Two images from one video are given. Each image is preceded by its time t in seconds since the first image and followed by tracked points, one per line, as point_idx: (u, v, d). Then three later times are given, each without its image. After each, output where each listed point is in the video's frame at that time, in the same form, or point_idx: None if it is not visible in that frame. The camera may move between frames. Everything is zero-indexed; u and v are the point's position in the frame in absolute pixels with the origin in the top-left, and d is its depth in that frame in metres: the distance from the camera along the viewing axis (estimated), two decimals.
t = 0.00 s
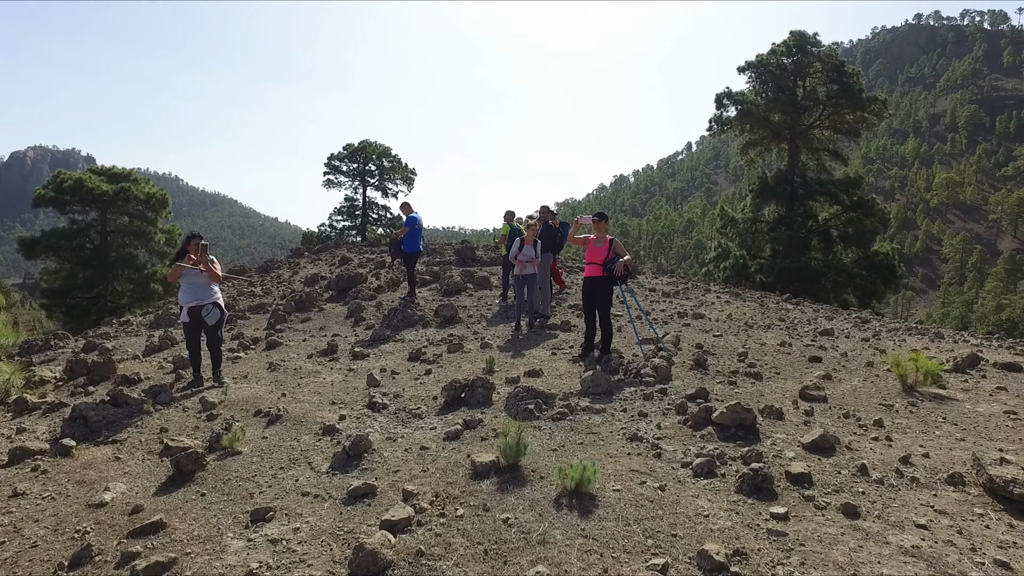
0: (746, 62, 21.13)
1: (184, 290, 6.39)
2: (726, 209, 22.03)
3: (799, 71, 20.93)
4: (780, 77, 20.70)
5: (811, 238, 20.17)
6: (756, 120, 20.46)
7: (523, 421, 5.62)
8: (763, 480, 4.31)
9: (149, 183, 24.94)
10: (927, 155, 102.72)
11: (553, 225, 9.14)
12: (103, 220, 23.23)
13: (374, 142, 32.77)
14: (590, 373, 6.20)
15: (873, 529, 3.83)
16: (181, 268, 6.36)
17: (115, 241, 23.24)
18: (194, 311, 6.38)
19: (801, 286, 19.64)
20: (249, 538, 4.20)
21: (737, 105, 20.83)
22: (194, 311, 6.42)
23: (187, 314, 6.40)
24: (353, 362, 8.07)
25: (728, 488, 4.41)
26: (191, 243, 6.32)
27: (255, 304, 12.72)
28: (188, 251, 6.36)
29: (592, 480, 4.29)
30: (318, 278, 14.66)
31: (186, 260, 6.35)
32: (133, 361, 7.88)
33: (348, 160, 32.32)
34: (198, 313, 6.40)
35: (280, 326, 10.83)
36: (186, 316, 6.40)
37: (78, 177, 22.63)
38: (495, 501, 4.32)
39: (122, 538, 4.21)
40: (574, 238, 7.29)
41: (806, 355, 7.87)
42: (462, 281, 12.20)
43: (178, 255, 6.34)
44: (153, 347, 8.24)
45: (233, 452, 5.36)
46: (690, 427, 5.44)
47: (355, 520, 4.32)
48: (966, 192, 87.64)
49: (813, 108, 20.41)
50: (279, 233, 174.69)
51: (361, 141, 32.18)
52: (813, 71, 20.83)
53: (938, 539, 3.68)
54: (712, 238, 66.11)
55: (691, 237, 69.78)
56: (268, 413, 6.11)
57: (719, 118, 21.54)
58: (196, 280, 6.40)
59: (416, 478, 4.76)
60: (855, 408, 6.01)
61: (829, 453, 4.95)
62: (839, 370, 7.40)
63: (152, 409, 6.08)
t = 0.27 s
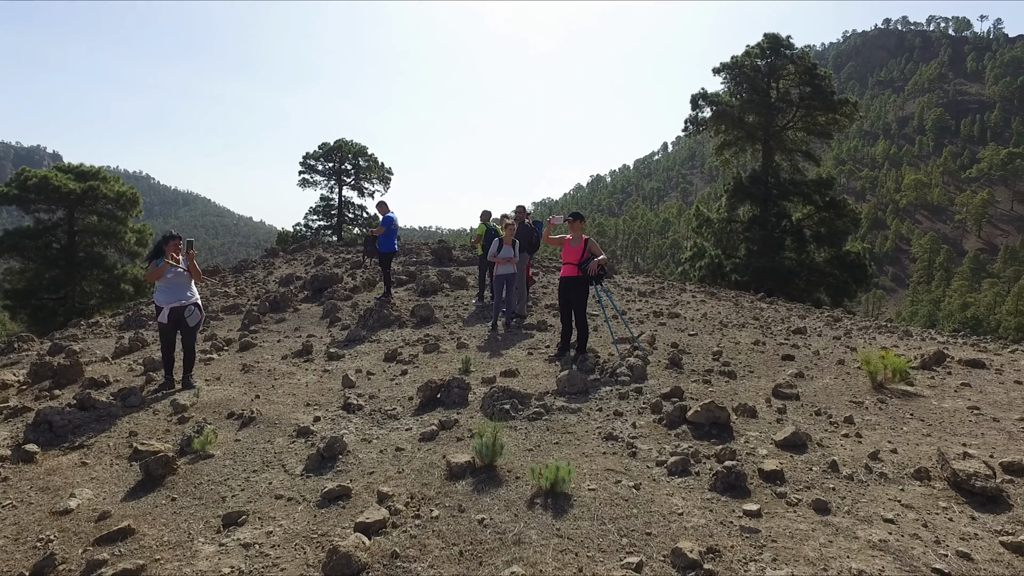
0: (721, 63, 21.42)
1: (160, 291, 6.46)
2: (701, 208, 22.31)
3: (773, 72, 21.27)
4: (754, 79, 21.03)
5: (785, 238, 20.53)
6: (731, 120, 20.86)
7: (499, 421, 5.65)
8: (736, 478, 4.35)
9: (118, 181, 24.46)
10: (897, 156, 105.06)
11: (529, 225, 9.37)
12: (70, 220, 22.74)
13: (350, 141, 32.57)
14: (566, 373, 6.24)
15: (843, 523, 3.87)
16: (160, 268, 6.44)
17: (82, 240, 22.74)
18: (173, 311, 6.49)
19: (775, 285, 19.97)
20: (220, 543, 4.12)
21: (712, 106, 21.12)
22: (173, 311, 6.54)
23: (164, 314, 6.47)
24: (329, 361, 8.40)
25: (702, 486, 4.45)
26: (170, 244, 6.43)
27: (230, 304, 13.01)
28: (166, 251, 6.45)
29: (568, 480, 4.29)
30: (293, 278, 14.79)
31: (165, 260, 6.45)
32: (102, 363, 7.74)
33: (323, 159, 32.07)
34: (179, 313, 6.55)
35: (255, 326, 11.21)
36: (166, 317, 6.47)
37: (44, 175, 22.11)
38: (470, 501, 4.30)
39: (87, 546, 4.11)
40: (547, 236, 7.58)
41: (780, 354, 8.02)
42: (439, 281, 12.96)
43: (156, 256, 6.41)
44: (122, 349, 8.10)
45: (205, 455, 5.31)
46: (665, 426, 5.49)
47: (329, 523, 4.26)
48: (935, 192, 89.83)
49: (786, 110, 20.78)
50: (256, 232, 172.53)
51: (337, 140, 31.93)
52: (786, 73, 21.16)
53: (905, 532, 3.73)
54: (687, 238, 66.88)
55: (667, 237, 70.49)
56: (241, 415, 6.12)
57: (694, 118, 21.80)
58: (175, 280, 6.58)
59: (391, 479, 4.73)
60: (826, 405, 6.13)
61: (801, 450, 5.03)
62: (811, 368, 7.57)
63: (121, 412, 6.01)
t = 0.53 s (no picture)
0: (697, 64, 21.66)
1: (144, 292, 6.58)
2: (678, 208, 22.52)
3: (748, 73, 21.54)
4: (730, 81, 21.32)
5: (760, 238, 20.84)
6: (707, 121, 21.17)
7: (475, 421, 5.70)
8: (711, 476, 4.40)
9: (87, 180, 23.95)
10: (870, 157, 107.20)
11: (506, 226, 9.63)
12: (36, 219, 22.23)
13: (327, 139, 32.30)
14: (542, 373, 6.27)
15: (814, 519, 3.92)
16: (141, 270, 6.53)
17: (49, 240, 22.23)
18: (159, 310, 6.70)
19: (750, 284, 20.29)
20: (192, 548, 4.04)
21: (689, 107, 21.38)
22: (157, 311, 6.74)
23: (150, 314, 6.64)
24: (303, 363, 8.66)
25: (677, 484, 4.49)
26: (149, 245, 6.53)
27: (202, 306, 12.94)
28: (143, 253, 6.50)
29: (543, 480, 4.30)
30: (269, 278, 14.65)
31: (144, 262, 6.56)
32: (69, 366, 7.59)
33: (299, 158, 31.79)
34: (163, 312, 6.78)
35: (229, 327, 11.22)
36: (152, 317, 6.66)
37: (8, 173, 21.58)
38: (446, 503, 4.28)
39: (53, 554, 4.01)
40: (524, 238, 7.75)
41: (754, 353, 8.19)
42: (415, 281, 13.10)
43: (136, 258, 6.48)
44: (91, 351, 7.96)
45: (177, 459, 5.26)
46: (641, 425, 5.54)
47: (304, 526, 4.20)
48: (906, 193, 91.83)
49: (761, 111, 21.09)
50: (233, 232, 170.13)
51: (313, 139, 31.68)
52: (761, 75, 21.45)
53: (873, 526, 3.79)
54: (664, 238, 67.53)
55: (645, 236, 71.07)
56: (215, 417, 6.12)
57: (671, 119, 22.02)
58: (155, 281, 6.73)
59: (367, 481, 4.69)
60: (799, 403, 6.25)
61: (774, 447, 5.10)
62: (784, 366, 7.74)
63: (90, 416, 5.95)
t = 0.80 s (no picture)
0: (674, 65, 21.86)
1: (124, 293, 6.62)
2: (655, 208, 22.71)
3: (724, 74, 21.78)
4: (706, 82, 21.58)
5: (736, 237, 21.12)
6: (684, 121, 21.42)
7: (453, 421, 5.77)
8: (686, 474, 4.44)
9: (56, 178, 23.40)
10: (845, 158, 109.25)
11: (484, 226, 9.72)
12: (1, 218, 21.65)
13: (303, 138, 31.97)
14: (519, 372, 6.46)
15: (788, 515, 3.97)
16: (119, 272, 6.52)
17: (15, 239, 21.67)
18: (139, 311, 6.76)
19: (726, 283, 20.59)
20: (163, 553, 3.95)
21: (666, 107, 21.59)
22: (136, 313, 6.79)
23: (132, 316, 6.69)
24: (279, 364, 8.68)
25: (653, 483, 4.51)
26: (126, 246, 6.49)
27: (176, 306, 12.78)
28: (120, 254, 6.47)
29: (520, 480, 4.30)
30: (244, 278, 14.47)
31: (122, 264, 6.54)
32: (36, 368, 7.41)
33: (276, 157, 31.43)
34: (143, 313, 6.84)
35: (203, 328, 11.10)
36: (134, 319, 6.72)
37: None
38: (423, 504, 4.25)
39: (17, 564, 3.91)
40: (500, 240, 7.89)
41: (730, 352, 8.38)
42: (393, 281, 13.09)
43: (114, 260, 6.46)
44: (59, 354, 7.79)
45: (148, 463, 5.17)
46: (618, 424, 5.59)
47: (278, 529, 4.12)
48: (879, 193, 93.76)
49: (737, 111, 21.38)
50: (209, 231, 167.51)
51: (290, 138, 31.33)
52: (737, 76, 21.71)
53: (844, 522, 3.85)
54: (642, 238, 68.09)
55: (624, 235, 71.57)
56: (188, 420, 6.07)
57: (648, 119, 22.19)
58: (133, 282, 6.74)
59: (343, 483, 4.65)
60: (774, 401, 6.37)
61: (750, 445, 5.16)
62: (760, 365, 7.92)
63: (57, 421, 5.85)
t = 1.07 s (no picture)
0: (648, 66, 22.08)
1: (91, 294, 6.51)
2: (630, 208, 22.90)
3: (698, 75, 22.08)
4: (680, 82, 21.86)
5: (710, 237, 21.42)
6: (658, 121, 21.67)
7: (426, 421, 5.89)
8: (658, 471, 4.48)
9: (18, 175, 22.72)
10: (816, 159, 111.51)
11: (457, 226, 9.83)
12: None
13: (276, 136, 31.52)
14: (494, 371, 6.75)
15: (757, 511, 4.02)
16: (84, 272, 6.41)
17: None
18: (107, 312, 6.67)
19: (700, 282, 20.90)
20: (126, 560, 3.83)
21: (640, 107, 21.81)
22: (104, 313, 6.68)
23: (101, 317, 6.58)
24: (250, 365, 8.61)
25: (626, 481, 4.54)
26: (88, 245, 6.41)
27: (144, 307, 12.54)
28: (82, 254, 6.38)
29: (493, 479, 4.29)
30: (215, 278, 14.25)
31: (85, 264, 6.45)
32: None
33: (248, 156, 30.97)
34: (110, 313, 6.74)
35: (172, 329, 10.93)
36: (103, 319, 6.62)
37: None
38: (395, 504, 4.21)
39: None
40: (473, 239, 8.43)
41: (702, 350, 8.89)
42: (367, 281, 13.01)
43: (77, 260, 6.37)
44: (20, 357, 7.58)
45: (112, 468, 5.07)
46: (591, 423, 5.68)
47: (248, 533, 4.03)
48: (848, 194, 95.92)
49: (710, 112, 21.69)
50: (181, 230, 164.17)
51: (262, 136, 30.90)
52: (710, 77, 22.00)
53: (812, 516, 3.91)
54: (618, 237, 68.56)
55: (599, 235, 72.07)
56: (156, 423, 5.98)
57: (623, 119, 22.39)
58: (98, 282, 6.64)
59: (314, 485, 4.59)
60: (745, 398, 6.60)
61: (721, 442, 5.24)
62: (731, 362, 8.35)
63: (18, 426, 5.77)
